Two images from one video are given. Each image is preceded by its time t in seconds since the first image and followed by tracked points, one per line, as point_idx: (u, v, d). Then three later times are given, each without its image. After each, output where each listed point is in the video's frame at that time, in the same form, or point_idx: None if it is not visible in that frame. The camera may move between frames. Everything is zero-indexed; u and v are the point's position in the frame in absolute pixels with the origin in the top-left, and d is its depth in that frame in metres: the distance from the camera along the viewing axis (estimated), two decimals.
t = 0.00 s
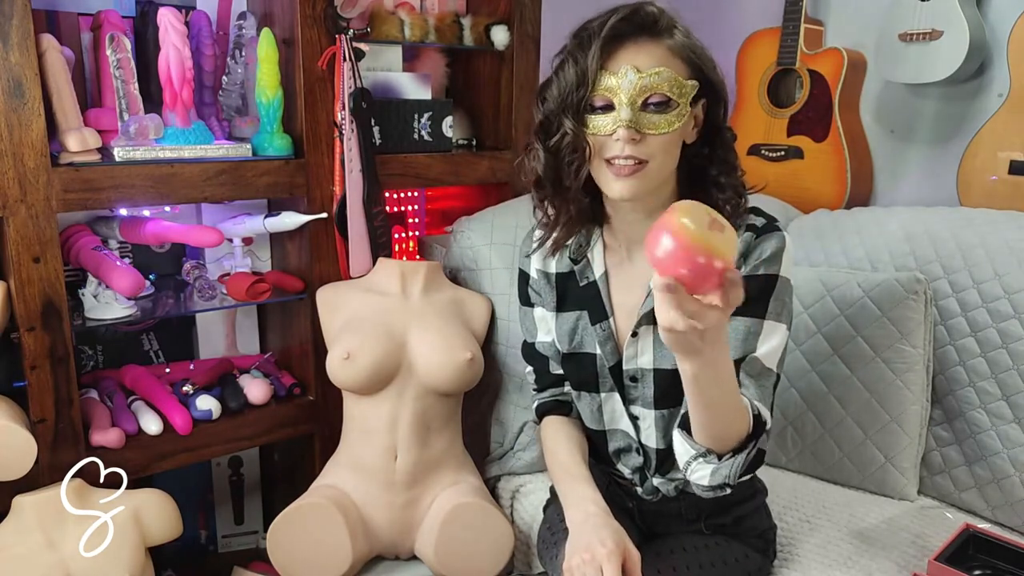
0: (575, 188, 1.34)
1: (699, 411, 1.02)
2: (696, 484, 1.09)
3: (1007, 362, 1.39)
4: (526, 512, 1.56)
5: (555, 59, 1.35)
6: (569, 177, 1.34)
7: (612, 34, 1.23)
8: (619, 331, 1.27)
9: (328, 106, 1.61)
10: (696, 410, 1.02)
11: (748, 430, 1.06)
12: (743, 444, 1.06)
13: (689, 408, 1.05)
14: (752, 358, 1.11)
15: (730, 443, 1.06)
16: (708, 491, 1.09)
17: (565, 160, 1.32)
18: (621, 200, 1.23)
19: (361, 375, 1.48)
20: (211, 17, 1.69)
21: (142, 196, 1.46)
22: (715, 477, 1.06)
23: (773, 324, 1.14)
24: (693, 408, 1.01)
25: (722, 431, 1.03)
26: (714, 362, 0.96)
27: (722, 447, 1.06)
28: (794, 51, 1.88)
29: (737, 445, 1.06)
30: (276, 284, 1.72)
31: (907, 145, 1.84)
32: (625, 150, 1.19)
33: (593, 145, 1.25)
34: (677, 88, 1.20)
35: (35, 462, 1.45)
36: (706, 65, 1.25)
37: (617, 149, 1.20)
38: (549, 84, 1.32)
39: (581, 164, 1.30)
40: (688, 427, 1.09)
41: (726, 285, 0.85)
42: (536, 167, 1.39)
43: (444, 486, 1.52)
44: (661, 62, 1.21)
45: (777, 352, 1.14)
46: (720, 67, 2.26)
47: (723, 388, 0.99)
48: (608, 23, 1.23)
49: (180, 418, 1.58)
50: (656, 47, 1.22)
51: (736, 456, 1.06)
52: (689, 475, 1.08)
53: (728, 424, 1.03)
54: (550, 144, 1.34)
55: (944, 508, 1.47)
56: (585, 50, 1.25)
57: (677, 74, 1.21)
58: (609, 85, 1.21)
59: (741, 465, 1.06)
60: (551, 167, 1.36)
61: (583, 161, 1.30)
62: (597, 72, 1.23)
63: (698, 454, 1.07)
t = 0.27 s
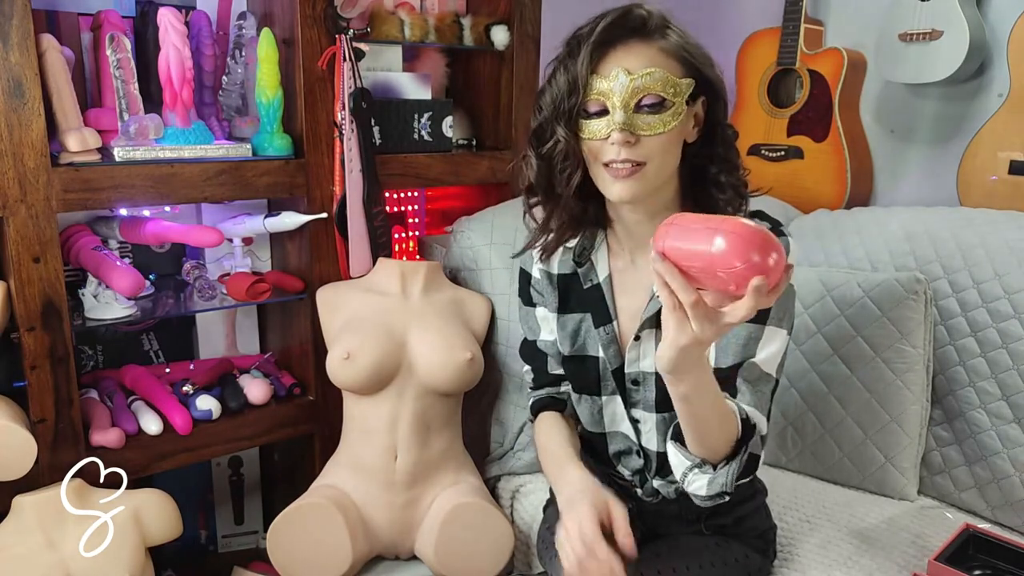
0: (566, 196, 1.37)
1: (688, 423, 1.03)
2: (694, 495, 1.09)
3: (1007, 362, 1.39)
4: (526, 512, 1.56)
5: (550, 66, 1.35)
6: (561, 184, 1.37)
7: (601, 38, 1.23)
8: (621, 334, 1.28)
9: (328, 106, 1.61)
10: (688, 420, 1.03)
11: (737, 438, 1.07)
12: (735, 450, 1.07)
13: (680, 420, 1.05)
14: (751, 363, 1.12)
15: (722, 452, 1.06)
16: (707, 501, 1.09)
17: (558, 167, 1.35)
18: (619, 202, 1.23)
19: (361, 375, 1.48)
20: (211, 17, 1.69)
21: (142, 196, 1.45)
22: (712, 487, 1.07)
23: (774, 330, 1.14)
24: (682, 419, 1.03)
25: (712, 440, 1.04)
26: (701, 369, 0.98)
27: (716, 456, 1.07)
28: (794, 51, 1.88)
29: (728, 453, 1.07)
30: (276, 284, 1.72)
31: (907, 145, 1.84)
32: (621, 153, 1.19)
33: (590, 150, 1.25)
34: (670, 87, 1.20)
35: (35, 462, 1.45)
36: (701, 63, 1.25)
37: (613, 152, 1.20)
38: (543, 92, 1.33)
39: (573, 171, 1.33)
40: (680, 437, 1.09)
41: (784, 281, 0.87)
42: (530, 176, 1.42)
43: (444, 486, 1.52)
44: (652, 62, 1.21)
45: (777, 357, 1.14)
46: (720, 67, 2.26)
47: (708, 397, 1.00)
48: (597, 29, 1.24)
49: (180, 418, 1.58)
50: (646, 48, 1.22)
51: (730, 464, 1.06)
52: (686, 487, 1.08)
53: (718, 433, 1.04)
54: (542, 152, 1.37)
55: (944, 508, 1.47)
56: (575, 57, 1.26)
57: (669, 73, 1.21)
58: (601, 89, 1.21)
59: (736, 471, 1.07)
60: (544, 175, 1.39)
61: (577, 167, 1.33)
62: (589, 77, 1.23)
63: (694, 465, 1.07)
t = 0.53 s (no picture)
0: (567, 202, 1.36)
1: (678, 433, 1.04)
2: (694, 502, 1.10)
3: (1007, 362, 1.39)
4: (526, 512, 1.56)
5: (547, 69, 1.34)
6: (561, 190, 1.36)
7: (599, 43, 1.23)
8: (625, 333, 1.28)
9: (328, 106, 1.61)
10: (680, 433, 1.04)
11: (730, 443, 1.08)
12: (730, 456, 1.08)
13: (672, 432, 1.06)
14: (753, 364, 1.12)
15: (716, 459, 1.07)
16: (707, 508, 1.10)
17: (558, 172, 1.34)
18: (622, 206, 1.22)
19: (361, 375, 1.48)
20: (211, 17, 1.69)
21: (142, 196, 1.46)
22: (711, 493, 1.08)
23: (776, 332, 1.14)
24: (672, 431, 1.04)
25: (706, 448, 1.05)
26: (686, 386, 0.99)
27: (711, 464, 1.07)
28: (794, 51, 1.88)
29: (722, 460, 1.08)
30: (276, 284, 1.72)
31: (907, 145, 1.84)
32: (622, 157, 1.19)
33: (592, 155, 1.25)
34: (670, 89, 1.20)
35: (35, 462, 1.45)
36: (700, 62, 1.24)
37: (615, 157, 1.20)
38: (541, 97, 1.32)
39: (574, 176, 1.32)
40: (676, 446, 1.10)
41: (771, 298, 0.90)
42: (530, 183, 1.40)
43: (444, 486, 1.52)
44: (651, 64, 1.21)
45: (779, 359, 1.14)
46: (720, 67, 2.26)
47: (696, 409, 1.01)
48: (594, 32, 1.23)
49: (180, 418, 1.58)
50: (644, 50, 1.21)
51: (726, 470, 1.07)
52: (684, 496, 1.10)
53: (710, 442, 1.05)
54: (541, 158, 1.36)
55: (944, 508, 1.47)
56: (572, 62, 1.25)
57: (668, 75, 1.21)
58: (600, 94, 1.21)
59: (733, 476, 1.08)
60: (545, 180, 1.37)
61: (577, 172, 1.32)
62: (588, 82, 1.22)
63: (691, 473, 1.08)
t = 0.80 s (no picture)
0: (566, 202, 1.35)
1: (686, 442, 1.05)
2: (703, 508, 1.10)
3: (1007, 362, 1.39)
4: (526, 512, 1.56)
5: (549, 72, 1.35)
6: (560, 190, 1.35)
7: (594, 44, 1.23)
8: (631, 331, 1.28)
9: (328, 106, 1.61)
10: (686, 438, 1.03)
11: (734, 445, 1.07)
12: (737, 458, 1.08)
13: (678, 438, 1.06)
14: (758, 367, 1.12)
15: (723, 462, 1.07)
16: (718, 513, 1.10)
17: (557, 174, 1.33)
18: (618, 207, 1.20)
19: (362, 375, 1.48)
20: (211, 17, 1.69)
21: (142, 196, 1.46)
22: (721, 497, 1.07)
23: (781, 333, 1.14)
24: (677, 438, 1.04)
25: (711, 453, 1.05)
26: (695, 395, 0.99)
27: (717, 467, 1.07)
28: (793, 51, 1.88)
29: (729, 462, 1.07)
30: (276, 284, 1.72)
31: (906, 145, 1.84)
32: (615, 158, 1.17)
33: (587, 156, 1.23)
34: (664, 88, 1.18)
35: (35, 462, 1.45)
36: (700, 64, 1.22)
37: (607, 157, 1.18)
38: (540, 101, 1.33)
39: (573, 177, 1.32)
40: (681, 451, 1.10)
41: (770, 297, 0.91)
42: (530, 184, 1.40)
43: (444, 486, 1.52)
44: (646, 65, 1.19)
45: (784, 361, 1.13)
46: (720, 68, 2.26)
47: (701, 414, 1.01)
48: (591, 34, 1.23)
49: (180, 418, 1.58)
50: (639, 50, 1.20)
51: (733, 472, 1.07)
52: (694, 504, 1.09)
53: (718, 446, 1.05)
54: (540, 160, 1.36)
55: (944, 508, 1.47)
56: (568, 65, 1.26)
57: (663, 75, 1.19)
58: (594, 94, 1.20)
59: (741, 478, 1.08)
60: (544, 181, 1.37)
61: (575, 174, 1.31)
62: (584, 84, 1.22)
63: (698, 478, 1.08)
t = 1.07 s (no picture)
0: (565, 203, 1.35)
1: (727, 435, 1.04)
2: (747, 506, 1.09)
3: (1007, 362, 1.39)
4: (526, 512, 1.56)
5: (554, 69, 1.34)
6: (559, 190, 1.36)
7: (599, 45, 1.22)
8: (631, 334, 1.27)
9: (328, 106, 1.61)
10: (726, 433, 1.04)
11: (773, 435, 1.07)
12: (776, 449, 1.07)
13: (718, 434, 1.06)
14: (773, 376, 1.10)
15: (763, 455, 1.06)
16: (760, 508, 1.09)
17: (557, 174, 1.35)
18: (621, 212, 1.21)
19: (362, 375, 1.48)
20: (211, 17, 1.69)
21: (142, 196, 1.46)
22: (764, 490, 1.06)
23: (793, 341, 1.12)
24: (720, 433, 1.04)
25: (752, 447, 1.05)
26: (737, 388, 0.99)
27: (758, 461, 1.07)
28: (794, 51, 1.88)
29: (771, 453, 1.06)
30: (276, 284, 1.72)
31: (906, 145, 1.84)
32: (617, 161, 1.18)
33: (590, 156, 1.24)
34: (669, 92, 1.18)
35: (35, 462, 1.45)
36: (706, 66, 1.21)
37: (609, 160, 1.19)
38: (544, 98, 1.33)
39: (573, 177, 1.33)
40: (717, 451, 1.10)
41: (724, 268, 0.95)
42: (529, 182, 1.42)
43: (444, 486, 1.52)
44: (651, 67, 1.19)
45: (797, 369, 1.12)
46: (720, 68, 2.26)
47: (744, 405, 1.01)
48: (597, 33, 1.23)
49: (180, 418, 1.58)
50: (644, 53, 1.20)
51: (774, 463, 1.06)
52: (739, 501, 1.09)
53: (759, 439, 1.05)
54: (540, 159, 1.36)
55: (944, 508, 1.47)
56: (573, 65, 1.25)
57: (668, 78, 1.18)
58: (598, 95, 1.20)
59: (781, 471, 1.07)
60: (542, 180, 1.38)
61: (575, 175, 1.32)
62: (588, 85, 1.22)
63: (739, 477, 1.08)
